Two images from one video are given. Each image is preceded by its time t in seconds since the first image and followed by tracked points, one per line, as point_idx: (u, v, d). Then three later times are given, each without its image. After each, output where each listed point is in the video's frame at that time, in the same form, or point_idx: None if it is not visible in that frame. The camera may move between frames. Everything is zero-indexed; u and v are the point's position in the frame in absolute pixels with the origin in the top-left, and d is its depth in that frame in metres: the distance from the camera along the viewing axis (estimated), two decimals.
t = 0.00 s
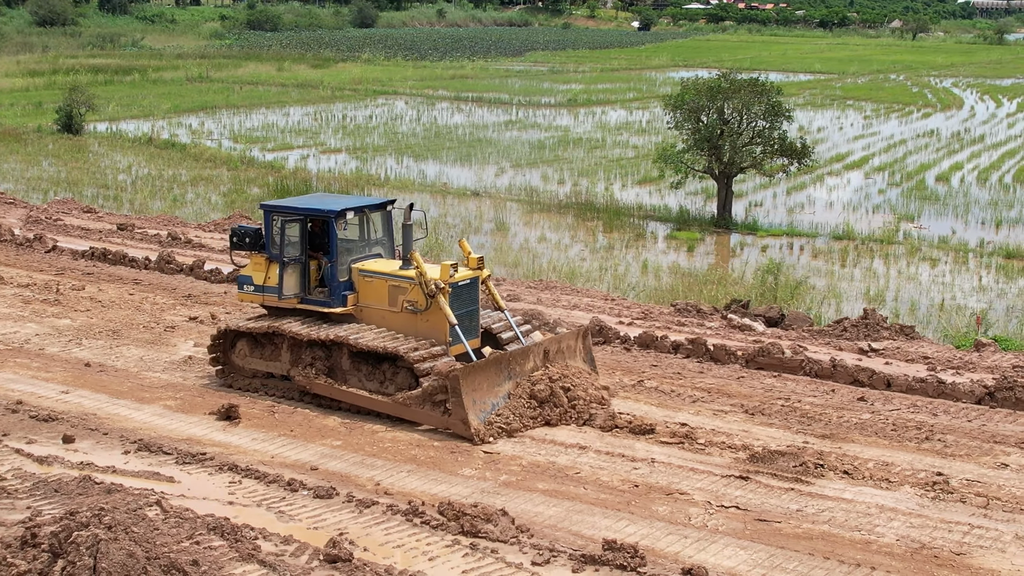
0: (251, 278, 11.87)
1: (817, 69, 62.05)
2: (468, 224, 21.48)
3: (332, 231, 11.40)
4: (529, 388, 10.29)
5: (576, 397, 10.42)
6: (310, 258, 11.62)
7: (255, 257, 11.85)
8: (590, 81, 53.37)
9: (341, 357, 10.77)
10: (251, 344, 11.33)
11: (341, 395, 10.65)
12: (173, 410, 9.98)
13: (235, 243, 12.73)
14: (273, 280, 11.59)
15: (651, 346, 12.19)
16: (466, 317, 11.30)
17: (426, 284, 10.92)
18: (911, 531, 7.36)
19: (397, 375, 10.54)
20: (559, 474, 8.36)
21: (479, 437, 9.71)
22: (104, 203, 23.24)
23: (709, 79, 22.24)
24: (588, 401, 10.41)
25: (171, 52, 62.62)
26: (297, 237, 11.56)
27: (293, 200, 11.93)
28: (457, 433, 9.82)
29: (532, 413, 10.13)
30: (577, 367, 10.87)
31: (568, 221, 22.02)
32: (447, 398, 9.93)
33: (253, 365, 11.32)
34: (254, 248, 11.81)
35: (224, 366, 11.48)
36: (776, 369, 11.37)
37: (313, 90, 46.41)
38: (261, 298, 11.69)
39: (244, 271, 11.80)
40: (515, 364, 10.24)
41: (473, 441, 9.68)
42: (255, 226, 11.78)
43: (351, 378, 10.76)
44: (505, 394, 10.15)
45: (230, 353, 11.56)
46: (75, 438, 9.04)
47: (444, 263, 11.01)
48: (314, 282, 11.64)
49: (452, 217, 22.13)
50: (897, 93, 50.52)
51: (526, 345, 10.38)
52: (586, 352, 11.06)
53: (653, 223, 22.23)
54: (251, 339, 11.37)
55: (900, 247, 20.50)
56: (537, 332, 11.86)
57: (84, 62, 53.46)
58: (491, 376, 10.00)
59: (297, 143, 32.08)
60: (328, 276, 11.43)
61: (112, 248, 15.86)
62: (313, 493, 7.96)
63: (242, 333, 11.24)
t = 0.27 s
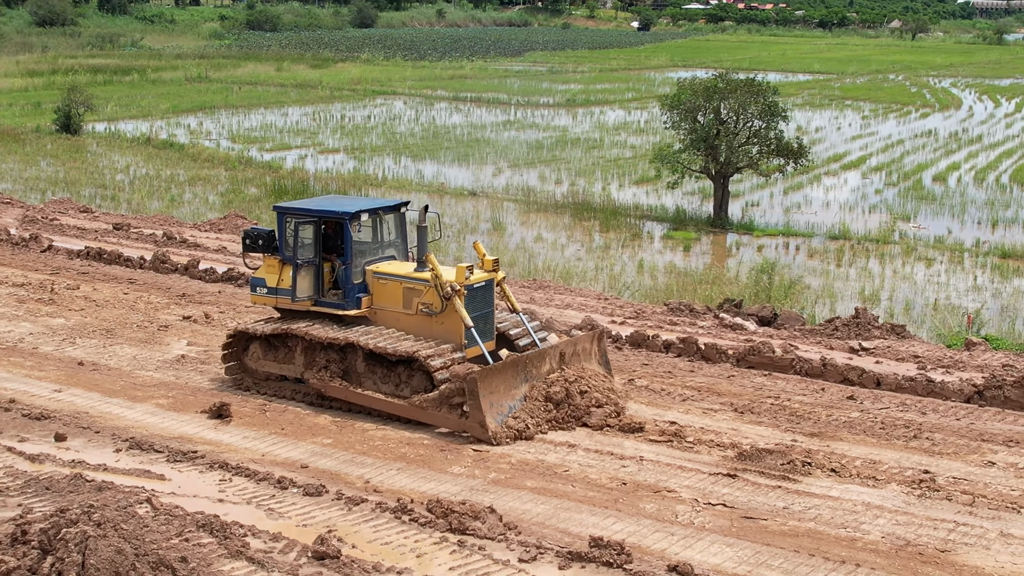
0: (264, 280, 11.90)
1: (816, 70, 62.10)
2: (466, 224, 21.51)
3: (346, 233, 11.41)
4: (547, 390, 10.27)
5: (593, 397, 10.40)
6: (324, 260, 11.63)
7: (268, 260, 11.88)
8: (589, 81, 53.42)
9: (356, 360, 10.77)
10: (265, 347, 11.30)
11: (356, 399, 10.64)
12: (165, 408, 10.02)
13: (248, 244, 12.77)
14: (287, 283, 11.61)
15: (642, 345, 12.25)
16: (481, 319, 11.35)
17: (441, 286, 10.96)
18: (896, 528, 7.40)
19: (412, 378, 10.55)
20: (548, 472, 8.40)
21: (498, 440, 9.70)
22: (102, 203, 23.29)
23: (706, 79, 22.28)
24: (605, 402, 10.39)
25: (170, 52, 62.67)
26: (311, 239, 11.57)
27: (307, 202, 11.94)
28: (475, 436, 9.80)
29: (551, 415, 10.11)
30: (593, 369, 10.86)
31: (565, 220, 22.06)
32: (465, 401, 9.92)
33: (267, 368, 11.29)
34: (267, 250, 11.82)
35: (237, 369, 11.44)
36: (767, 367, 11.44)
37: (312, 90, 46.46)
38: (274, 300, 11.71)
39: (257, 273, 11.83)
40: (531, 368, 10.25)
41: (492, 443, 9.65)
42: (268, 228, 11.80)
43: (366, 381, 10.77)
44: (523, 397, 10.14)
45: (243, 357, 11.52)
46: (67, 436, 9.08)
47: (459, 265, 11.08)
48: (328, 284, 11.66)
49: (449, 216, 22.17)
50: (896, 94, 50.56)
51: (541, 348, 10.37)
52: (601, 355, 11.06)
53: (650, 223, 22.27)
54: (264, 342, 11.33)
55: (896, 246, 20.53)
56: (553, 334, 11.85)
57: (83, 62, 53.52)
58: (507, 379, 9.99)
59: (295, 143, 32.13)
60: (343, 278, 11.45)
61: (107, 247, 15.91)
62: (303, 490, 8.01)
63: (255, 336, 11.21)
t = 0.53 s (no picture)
0: (273, 283, 11.93)
1: (814, 69, 62.13)
2: (460, 224, 21.53)
3: (356, 235, 11.45)
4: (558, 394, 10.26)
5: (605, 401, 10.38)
6: (333, 262, 11.67)
7: (277, 261, 11.91)
8: (587, 81, 53.46)
9: (366, 363, 10.70)
10: (273, 350, 11.24)
11: (366, 402, 10.57)
12: (150, 406, 10.05)
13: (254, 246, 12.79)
14: (296, 284, 11.65)
15: (629, 344, 12.31)
16: (491, 322, 11.34)
17: (453, 288, 10.95)
18: (874, 526, 7.42)
19: (423, 382, 10.49)
20: (530, 470, 8.43)
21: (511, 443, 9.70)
22: (97, 202, 23.31)
23: (700, 79, 22.29)
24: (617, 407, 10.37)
25: (169, 51, 62.71)
26: (320, 240, 11.61)
27: (316, 204, 11.99)
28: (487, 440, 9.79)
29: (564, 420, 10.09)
30: (604, 373, 10.83)
31: (560, 220, 22.10)
32: (477, 404, 9.88)
33: (275, 370, 11.22)
34: (275, 252, 11.86)
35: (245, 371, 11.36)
36: (752, 366, 11.50)
37: (310, 89, 46.50)
38: (283, 302, 11.75)
39: (266, 276, 11.86)
40: (543, 371, 10.24)
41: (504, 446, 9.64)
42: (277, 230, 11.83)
43: (376, 384, 10.70)
44: (534, 401, 10.13)
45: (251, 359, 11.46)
46: (51, 434, 9.11)
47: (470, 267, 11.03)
48: (337, 286, 11.70)
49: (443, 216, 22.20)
50: (894, 93, 50.54)
51: (553, 350, 10.35)
52: (612, 358, 11.02)
53: (644, 222, 22.30)
54: (273, 344, 11.27)
55: (890, 246, 20.55)
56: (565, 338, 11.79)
57: (82, 62, 53.56)
58: (519, 382, 9.98)
59: (292, 143, 32.16)
60: (352, 280, 11.49)
61: (99, 246, 15.94)
62: (285, 488, 8.04)
63: (264, 338, 11.15)
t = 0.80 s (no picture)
0: (273, 285, 11.87)
1: (812, 69, 62.15)
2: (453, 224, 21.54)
3: (358, 236, 11.42)
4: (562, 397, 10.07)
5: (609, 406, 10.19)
6: (335, 264, 11.64)
7: (277, 264, 11.85)
8: (584, 81, 53.49)
9: (368, 365, 10.62)
10: (274, 353, 11.14)
11: (369, 405, 10.48)
12: (129, 405, 10.07)
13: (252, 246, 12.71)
14: (297, 287, 11.60)
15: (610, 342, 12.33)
16: (495, 324, 11.37)
17: (455, 291, 10.95)
18: (845, 524, 7.45)
19: (426, 385, 10.41)
20: (504, 468, 8.47)
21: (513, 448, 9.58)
22: (91, 202, 23.32)
23: (692, 79, 22.29)
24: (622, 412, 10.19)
25: (167, 51, 62.69)
26: (322, 243, 11.57)
27: (316, 206, 11.93)
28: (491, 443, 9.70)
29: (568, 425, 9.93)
30: (609, 375, 10.62)
31: (552, 220, 22.13)
32: (480, 407, 9.82)
33: (277, 374, 11.12)
34: (276, 254, 11.81)
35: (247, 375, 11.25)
36: (733, 365, 11.54)
37: (307, 89, 46.52)
38: (284, 304, 11.70)
39: (267, 278, 11.79)
40: (548, 373, 10.04)
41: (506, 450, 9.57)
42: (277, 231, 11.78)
43: (378, 386, 10.61)
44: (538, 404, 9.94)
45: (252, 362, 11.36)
46: (29, 432, 9.14)
47: (473, 270, 11.05)
48: (339, 289, 11.66)
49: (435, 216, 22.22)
50: (891, 93, 50.56)
51: (557, 353, 10.13)
52: (617, 360, 10.81)
53: (636, 222, 22.32)
54: (274, 348, 11.17)
55: (881, 246, 20.55)
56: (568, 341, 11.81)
57: (79, 62, 53.57)
58: (523, 385, 9.81)
59: (287, 142, 32.19)
60: (354, 283, 11.46)
61: (86, 245, 15.97)
62: (259, 486, 8.06)
63: (265, 341, 11.05)
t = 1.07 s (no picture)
0: (265, 287, 11.67)
1: (808, 69, 62.11)
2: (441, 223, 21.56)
3: (352, 238, 11.22)
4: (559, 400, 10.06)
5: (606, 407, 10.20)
6: (328, 266, 11.43)
7: (269, 265, 11.63)
8: (580, 80, 53.49)
9: (363, 368, 10.55)
10: (267, 356, 11.05)
11: (363, 408, 10.41)
12: (99, 404, 10.12)
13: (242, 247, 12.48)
14: (290, 289, 11.40)
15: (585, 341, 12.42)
16: (490, 326, 11.20)
17: (451, 293, 10.81)
18: (806, 522, 7.53)
19: (420, 388, 10.35)
20: (469, 467, 8.54)
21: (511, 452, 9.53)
22: (80, 202, 23.29)
23: (681, 78, 22.26)
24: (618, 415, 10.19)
25: (164, 51, 62.65)
26: (315, 244, 11.35)
27: (308, 206, 11.72)
28: (487, 447, 9.65)
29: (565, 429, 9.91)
30: (604, 377, 10.64)
31: (542, 219, 22.14)
32: (476, 411, 9.72)
33: (270, 377, 11.04)
34: (268, 256, 11.59)
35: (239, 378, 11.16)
36: (706, 364, 11.67)
37: (302, 89, 46.52)
38: (277, 307, 11.50)
39: (259, 280, 11.60)
40: (543, 376, 10.04)
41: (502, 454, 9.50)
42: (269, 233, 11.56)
43: (373, 390, 10.54)
44: (534, 408, 9.93)
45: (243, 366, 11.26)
46: None
47: (469, 272, 10.92)
48: (332, 291, 11.45)
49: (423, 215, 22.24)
50: (887, 93, 50.55)
51: (552, 356, 10.14)
52: (612, 362, 10.83)
53: (625, 221, 22.34)
54: (267, 350, 11.09)
55: (869, 245, 20.55)
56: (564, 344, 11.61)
57: (75, 61, 53.56)
58: (518, 388, 9.80)
59: (279, 142, 32.20)
60: (348, 285, 11.26)
61: (69, 245, 15.99)
62: (224, 485, 8.10)
63: (258, 344, 10.97)
